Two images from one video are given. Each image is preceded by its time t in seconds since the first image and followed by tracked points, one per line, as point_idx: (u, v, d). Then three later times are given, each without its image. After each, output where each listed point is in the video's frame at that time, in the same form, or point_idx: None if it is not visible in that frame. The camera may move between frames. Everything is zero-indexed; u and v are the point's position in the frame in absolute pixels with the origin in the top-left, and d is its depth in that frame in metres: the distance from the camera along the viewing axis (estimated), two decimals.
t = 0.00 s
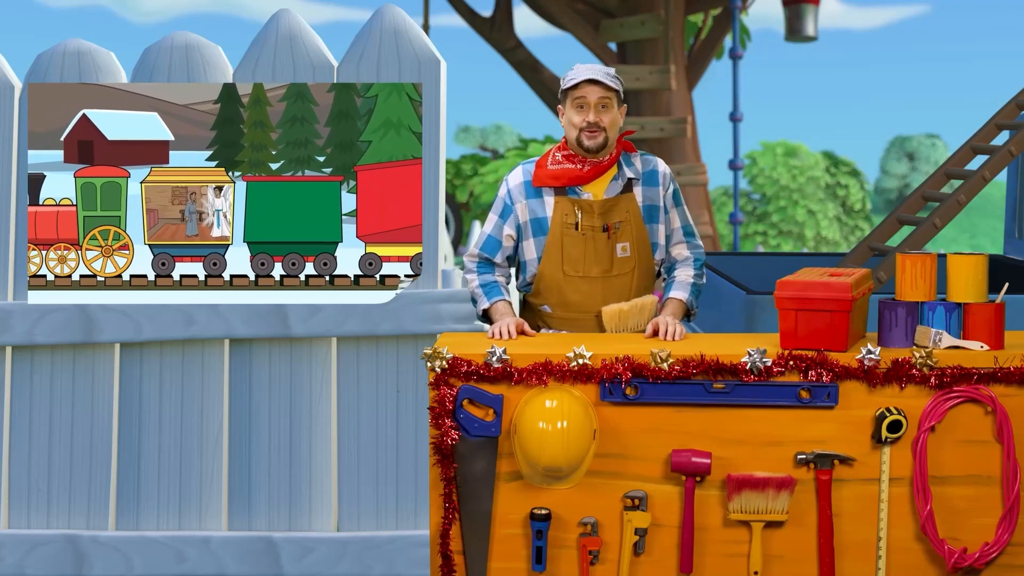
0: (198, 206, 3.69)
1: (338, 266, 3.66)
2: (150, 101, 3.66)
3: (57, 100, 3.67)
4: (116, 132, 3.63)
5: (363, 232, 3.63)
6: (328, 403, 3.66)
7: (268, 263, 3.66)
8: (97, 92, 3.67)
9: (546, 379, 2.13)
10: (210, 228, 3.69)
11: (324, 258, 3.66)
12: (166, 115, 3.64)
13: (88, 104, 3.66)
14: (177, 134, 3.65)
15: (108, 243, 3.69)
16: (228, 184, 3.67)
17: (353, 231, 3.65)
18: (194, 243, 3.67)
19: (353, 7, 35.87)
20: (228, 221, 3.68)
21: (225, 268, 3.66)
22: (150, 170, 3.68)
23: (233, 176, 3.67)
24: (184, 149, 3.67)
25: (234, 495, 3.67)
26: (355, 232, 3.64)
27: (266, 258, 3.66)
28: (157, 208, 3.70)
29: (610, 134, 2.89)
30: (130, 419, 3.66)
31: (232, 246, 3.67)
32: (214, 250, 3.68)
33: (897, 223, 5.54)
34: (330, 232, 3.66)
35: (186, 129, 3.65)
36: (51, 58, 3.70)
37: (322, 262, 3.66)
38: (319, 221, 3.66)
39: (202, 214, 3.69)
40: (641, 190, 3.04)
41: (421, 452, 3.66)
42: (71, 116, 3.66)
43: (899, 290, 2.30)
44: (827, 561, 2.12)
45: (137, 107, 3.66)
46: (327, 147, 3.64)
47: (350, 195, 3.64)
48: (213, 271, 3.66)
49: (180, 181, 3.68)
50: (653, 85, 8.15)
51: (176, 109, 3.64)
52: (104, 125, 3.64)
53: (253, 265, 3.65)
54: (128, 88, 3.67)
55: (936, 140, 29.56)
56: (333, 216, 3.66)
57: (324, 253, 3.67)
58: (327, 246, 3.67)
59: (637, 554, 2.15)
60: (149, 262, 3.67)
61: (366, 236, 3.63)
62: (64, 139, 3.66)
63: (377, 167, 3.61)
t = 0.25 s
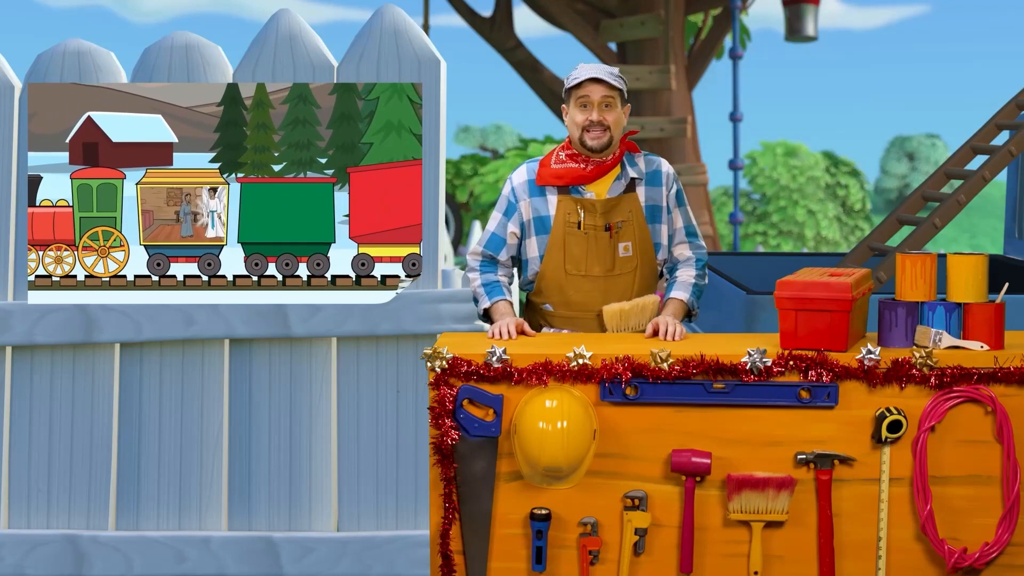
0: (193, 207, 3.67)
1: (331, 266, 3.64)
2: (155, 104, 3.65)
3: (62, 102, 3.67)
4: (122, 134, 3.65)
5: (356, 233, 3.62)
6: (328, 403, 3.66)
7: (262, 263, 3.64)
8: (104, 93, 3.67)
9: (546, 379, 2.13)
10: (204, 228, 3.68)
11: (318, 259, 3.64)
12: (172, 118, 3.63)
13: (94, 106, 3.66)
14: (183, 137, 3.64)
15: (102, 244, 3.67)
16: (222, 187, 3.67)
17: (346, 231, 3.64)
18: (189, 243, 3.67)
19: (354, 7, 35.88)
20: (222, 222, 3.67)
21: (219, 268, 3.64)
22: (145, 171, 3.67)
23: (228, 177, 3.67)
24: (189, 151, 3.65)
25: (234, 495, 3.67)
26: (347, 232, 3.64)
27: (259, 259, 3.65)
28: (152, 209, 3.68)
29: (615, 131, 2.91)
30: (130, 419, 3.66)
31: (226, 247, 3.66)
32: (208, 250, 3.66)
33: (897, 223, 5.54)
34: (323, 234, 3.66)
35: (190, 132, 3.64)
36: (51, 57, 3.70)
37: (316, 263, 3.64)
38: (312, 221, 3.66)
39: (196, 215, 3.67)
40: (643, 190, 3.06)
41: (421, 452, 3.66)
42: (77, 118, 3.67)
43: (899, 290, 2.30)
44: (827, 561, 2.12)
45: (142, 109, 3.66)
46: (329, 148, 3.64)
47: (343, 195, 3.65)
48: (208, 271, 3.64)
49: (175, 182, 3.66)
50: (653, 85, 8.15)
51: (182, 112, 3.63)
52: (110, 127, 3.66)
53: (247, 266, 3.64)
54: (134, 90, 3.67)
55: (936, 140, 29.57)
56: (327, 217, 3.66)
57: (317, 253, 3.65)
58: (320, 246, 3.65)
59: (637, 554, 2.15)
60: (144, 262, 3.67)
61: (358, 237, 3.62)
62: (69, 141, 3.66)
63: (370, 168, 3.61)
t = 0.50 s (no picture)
0: (187, 208, 3.68)
1: (324, 266, 3.64)
2: (158, 106, 3.64)
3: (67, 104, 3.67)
4: (125, 135, 3.65)
5: (349, 233, 3.64)
6: (328, 403, 3.66)
7: (256, 264, 3.65)
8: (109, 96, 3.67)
9: (546, 379, 2.13)
10: (199, 229, 3.68)
11: (311, 259, 3.65)
12: (175, 120, 3.63)
13: (99, 108, 3.67)
14: (186, 139, 3.65)
15: (101, 245, 3.67)
16: (216, 188, 3.67)
17: (339, 231, 3.65)
18: (184, 245, 3.66)
19: (354, 7, 35.89)
20: (216, 223, 3.68)
21: (215, 268, 3.64)
22: (141, 173, 3.68)
23: (222, 181, 3.67)
24: (193, 153, 3.66)
25: (234, 495, 3.67)
26: (340, 232, 3.65)
27: (253, 259, 3.65)
28: (147, 210, 3.69)
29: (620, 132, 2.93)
30: (130, 419, 3.66)
31: (220, 248, 3.66)
32: (203, 251, 3.66)
33: (897, 223, 5.54)
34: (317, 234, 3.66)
35: (195, 134, 3.64)
36: (51, 57, 3.71)
37: (309, 263, 3.65)
38: (305, 221, 3.66)
39: (191, 217, 3.68)
40: (648, 189, 3.06)
41: (421, 452, 3.66)
42: (82, 120, 3.67)
43: (900, 290, 2.30)
44: (827, 560, 2.12)
45: (147, 112, 3.66)
46: (331, 150, 3.64)
47: (336, 195, 3.65)
48: (202, 271, 3.64)
49: (169, 184, 3.67)
50: (653, 86, 8.16)
51: (185, 114, 3.63)
52: (115, 129, 3.66)
53: (241, 266, 3.64)
54: (138, 92, 3.67)
55: (936, 140, 29.59)
56: (319, 216, 3.66)
57: (310, 254, 3.65)
58: (313, 247, 3.66)
59: (637, 554, 2.15)
60: (140, 264, 3.66)
61: (353, 237, 3.64)
62: (75, 143, 3.67)
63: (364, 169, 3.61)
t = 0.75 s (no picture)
0: (181, 209, 3.69)
1: (317, 266, 3.65)
2: (163, 109, 3.66)
3: (72, 106, 3.68)
4: (131, 138, 3.65)
5: (341, 233, 3.66)
6: (328, 403, 3.66)
7: (249, 264, 3.65)
8: (115, 98, 3.68)
9: (546, 379, 2.13)
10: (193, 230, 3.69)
11: (304, 260, 3.66)
12: (179, 122, 3.65)
13: (103, 110, 3.68)
14: (190, 141, 3.67)
15: (93, 245, 3.68)
16: (210, 189, 3.69)
17: (331, 232, 3.67)
18: (179, 246, 3.69)
19: (354, 7, 35.89)
20: (210, 224, 3.69)
21: (208, 268, 3.66)
22: (135, 175, 3.69)
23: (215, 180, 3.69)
24: (198, 155, 3.68)
25: (234, 494, 3.67)
26: (332, 232, 3.67)
27: (247, 259, 3.66)
28: (142, 211, 3.71)
29: (618, 122, 2.97)
30: (130, 419, 3.66)
31: (214, 249, 3.67)
32: (197, 252, 3.68)
33: (897, 223, 5.54)
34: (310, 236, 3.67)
35: (198, 136, 3.66)
36: (51, 58, 3.72)
37: (301, 263, 3.65)
38: (298, 222, 3.68)
39: (185, 217, 3.69)
40: (651, 186, 3.05)
41: (421, 452, 3.66)
42: (87, 122, 3.68)
43: (899, 290, 2.30)
44: (827, 560, 2.12)
45: (150, 114, 3.66)
46: (333, 152, 3.66)
47: (328, 196, 3.68)
48: (197, 272, 3.67)
49: (164, 186, 3.69)
50: (653, 85, 8.16)
51: (189, 116, 3.65)
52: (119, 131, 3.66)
53: (234, 266, 3.65)
54: (140, 94, 3.67)
55: (936, 140, 29.59)
56: (311, 217, 3.68)
57: (303, 254, 3.66)
58: (305, 248, 3.67)
59: (637, 554, 2.15)
60: (135, 264, 3.69)
61: (344, 239, 3.66)
62: (79, 146, 3.68)
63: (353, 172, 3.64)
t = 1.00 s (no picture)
0: (175, 210, 3.71)
1: (309, 266, 3.66)
2: (165, 111, 3.67)
3: (76, 108, 3.69)
4: (135, 140, 3.65)
5: (333, 234, 3.68)
6: (328, 403, 3.66)
7: (242, 265, 3.68)
8: (120, 100, 3.68)
9: (546, 379, 2.13)
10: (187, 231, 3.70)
11: (295, 261, 3.67)
12: (182, 124, 3.67)
13: (107, 112, 3.68)
14: (194, 143, 3.69)
15: (91, 245, 3.70)
16: (204, 191, 3.71)
17: (323, 231, 3.69)
18: (173, 246, 3.70)
19: (354, 7, 35.89)
20: (203, 224, 3.71)
21: (202, 268, 3.68)
22: (130, 177, 3.70)
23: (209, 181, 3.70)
24: (201, 156, 3.70)
25: (234, 494, 3.67)
26: (324, 233, 3.68)
27: (240, 260, 3.68)
28: (137, 212, 3.73)
29: (620, 126, 2.99)
30: (130, 419, 3.66)
31: (207, 249, 3.69)
32: (190, 253, 3.69)
33: (897, 223, 5.54)
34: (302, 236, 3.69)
35: (201, 138, 3.68)
36: (51, 58, 3.73)
37: (294, 264, 3.67)
38: (291, 222, 3.69)
39: (179, 218, 3.70)
40: (652, 184, 3.07)
41: (421, 451, 3.66)
42: (92, 125, 3.69)
43: (899, 290, 2.30)
44: (827, 561, 2.12)
45: (154, 117, 3.67)
46: (334, 155, 3.66)
47: (320, 197, 3.70)
48: (190, 272, 3.68)
49: (158, 187, 3.70)
50: (653, 86, 8.16)
51: (192, 119, 3.67)
52: (125, 136, 3.65)
53: (228, 266, 3.67)
54: (144, 96, 3.68)
55: (936, 140, 29.59)
56: (304, 218, 3.69)
57: (295, 254, 3.68)
58: (297, 249, 3.69)
59: (637, 554, 2.15)
60: (130, 264, 3.70)
61: (336, 239, 3.67)
62: (85, 147, 3.70)
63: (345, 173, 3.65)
